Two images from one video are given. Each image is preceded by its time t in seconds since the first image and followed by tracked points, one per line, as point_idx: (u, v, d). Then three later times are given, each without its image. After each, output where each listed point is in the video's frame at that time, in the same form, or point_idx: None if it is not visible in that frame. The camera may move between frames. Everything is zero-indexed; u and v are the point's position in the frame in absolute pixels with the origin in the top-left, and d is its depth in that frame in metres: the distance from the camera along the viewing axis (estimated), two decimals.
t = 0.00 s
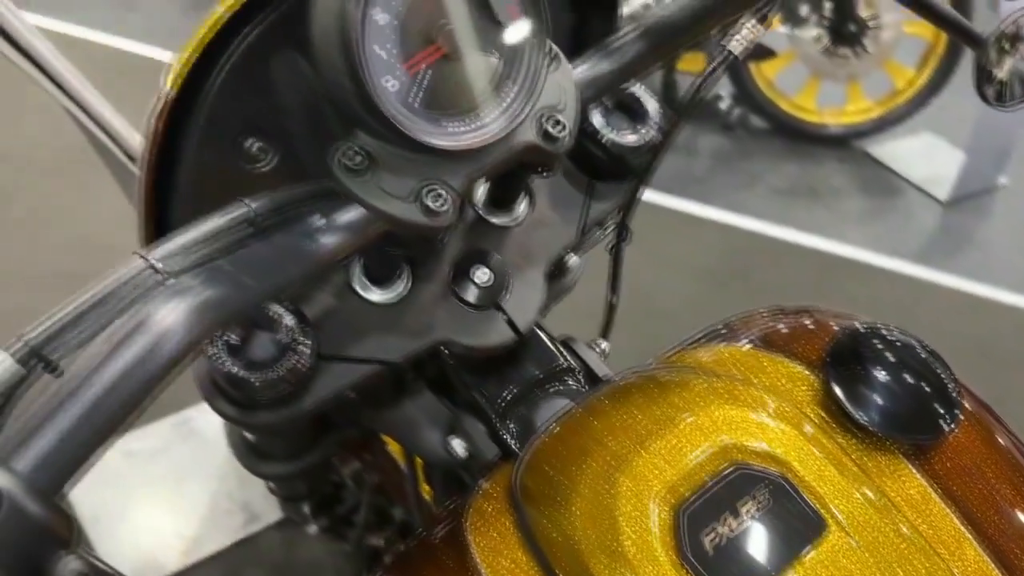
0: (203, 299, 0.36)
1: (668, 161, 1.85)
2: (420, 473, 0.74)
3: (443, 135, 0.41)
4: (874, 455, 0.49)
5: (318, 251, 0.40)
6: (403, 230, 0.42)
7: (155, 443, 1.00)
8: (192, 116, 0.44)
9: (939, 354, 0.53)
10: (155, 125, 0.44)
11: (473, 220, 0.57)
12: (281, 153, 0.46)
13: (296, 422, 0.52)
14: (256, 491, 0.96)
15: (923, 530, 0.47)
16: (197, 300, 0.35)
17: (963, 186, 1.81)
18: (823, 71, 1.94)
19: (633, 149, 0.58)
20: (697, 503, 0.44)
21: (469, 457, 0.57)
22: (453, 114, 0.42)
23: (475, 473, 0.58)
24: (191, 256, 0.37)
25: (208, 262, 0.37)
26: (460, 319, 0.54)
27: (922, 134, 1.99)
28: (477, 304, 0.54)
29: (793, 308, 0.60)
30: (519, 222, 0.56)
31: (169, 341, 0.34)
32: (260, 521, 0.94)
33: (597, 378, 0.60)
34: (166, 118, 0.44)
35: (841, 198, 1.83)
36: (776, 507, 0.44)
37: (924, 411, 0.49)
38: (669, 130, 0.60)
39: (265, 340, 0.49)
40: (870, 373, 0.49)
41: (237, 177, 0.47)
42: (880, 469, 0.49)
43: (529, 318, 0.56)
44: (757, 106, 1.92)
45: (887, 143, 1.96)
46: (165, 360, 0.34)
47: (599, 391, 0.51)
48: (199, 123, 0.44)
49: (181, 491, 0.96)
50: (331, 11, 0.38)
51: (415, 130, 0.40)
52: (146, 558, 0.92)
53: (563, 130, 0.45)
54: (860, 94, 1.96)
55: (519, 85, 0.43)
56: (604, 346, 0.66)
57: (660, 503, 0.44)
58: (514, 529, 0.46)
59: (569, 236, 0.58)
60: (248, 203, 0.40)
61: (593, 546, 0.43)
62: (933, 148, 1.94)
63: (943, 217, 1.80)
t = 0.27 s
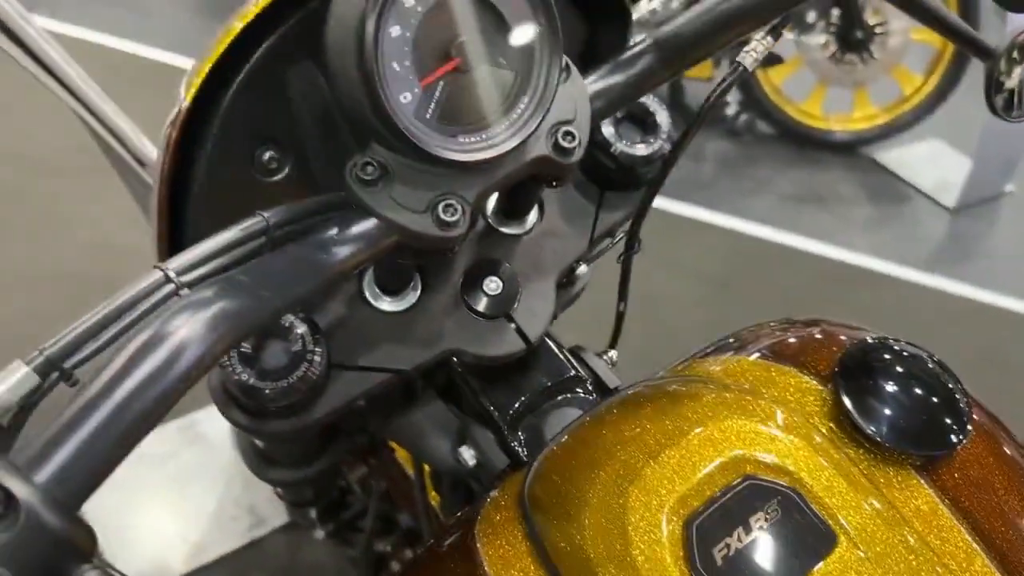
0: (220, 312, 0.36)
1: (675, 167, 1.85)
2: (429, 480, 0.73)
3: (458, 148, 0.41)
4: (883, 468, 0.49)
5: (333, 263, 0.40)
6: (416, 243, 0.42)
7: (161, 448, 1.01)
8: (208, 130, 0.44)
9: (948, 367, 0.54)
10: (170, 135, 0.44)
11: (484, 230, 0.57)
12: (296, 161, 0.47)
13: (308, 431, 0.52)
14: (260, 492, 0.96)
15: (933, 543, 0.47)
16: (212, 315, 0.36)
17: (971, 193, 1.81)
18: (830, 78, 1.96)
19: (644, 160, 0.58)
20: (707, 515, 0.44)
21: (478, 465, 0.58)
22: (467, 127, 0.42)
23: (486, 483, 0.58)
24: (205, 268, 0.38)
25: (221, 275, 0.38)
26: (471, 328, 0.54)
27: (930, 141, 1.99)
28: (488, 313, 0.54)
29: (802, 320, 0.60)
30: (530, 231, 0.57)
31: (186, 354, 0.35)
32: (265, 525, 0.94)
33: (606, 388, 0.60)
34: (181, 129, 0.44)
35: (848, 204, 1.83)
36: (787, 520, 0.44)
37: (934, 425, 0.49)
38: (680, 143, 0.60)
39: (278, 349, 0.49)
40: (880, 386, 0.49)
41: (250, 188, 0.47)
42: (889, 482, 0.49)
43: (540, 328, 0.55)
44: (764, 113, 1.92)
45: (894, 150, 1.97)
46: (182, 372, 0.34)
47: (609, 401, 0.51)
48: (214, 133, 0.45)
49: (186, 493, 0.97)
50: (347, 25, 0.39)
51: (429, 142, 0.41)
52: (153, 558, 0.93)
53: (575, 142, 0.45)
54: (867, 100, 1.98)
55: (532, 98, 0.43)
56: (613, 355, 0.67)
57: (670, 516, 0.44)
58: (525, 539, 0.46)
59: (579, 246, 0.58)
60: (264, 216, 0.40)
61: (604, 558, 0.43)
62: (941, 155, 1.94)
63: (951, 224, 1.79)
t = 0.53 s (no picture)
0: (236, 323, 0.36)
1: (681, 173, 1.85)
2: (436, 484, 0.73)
3: (473, 161, 0.42)
4: (893, 480, 0.49)
5: (346, 273, 0.41)
6: (429, 254, 0.43)
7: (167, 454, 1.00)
8: (225, 140, 0.45)
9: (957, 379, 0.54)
10: (187, 146, 0.45)
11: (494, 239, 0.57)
12: (310, 172, 0.47)
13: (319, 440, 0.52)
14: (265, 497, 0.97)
15: (942, 555, 0.48)
16: (229, 326, 0.36)
17: (978, 200, 1.82)
18: (837, 84, 1.96)
19: (655, 172, 0.59)
20: (719, 527, 0.44)
21: (488, 474, 0.58)
22: (482, 140, 0.43)
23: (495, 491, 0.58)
24: (221, 278, 0.38)
25: (238, 283, 0.38)
26: (481, 339, 0.55)
27: (937, 147, 1.99)
28: (497, 322, 0.55)
29: (810, 330, 0.61)
30: (540, 242, 0.56)
31: (204, 365, 0.35)
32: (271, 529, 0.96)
33: (614, 397, 0.60)
34: (199, 139, 0.45)
35: (855, 210, 1.83)
36: (798, 532, 0.44)
37: (943, 437, 0.49)
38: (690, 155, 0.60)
39: (290, 358, 0.49)
40: (890, 398, 0.50)
41: (264, 198, 0.47)
42: (898, 494, 0.49)
43: (549, 337, 0.56)
44: (771, 119, 1.92)
45: (901, 156, 1.97)
46: (200, 385, 0.35)
47: (619, 412, 0.51)
48: (229, 144, 0.45)
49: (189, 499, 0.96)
50: (360, 40, 0.39)
51: (442, 155, 0.41)
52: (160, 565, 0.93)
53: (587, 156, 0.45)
54: (874, 107, 1.98)
55: (543, 111, 0.44)
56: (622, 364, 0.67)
57: (682, 526, 0.44)
58: (535, 549, 0.46)
59: (589, 256, 0.58)
60: (280, 226, 0.41)
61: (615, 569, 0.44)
62: (948, 161, 1.95)
63: (957, 230, 1.80)
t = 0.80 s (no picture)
0: (254, 335, 0.37)
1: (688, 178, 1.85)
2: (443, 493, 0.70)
3: (487, 172, 0.42)
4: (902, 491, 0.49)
5: (359, 284, 0.41)
6: (441, 264, 0.43)
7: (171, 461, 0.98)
8: (240, 150, 0.45)
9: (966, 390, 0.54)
10: (203, 157, 0.45)
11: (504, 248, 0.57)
12: (323, 181, 0.47)
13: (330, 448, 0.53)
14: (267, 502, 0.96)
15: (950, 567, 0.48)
16: (244, 337, 0.36)
17: (984, 207, 1.83)
18: (844, 90, 1.97)
19: (665, 181, 0.59)
20: (728, 539, 0.44)
21: (497, 481, 0.58)
22: (496, 152, 0.43)
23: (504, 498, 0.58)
24: (237, 289, 0.38)
25: (255, 296, 0.38)
26: (492, 348, 0.55)
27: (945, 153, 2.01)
28: (507, 330, 0.54)
29: (819, 341, 0.61)
30: (550, 250, 0.57)
31: (221, 377, 0.35)
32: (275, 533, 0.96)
33: (625, 408, 0.60)
34: (214, 150, 0.45)
35: (861, 216, 1.84)
36: (807, 544, 0.44)
37: (952, 450, 0.49)
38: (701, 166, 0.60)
39: (302, 367, 0.49)
40: (899, 410, 0.50)
41: (277, 208, 0.47)
42: (907, 505, 0.49)
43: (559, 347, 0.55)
44: (778, 124, 1.92)
45: (907, 162, 1.98)
46: (217, 396, 0.35)
47: (628, 421, 0.51)
48: (243, 155, 0.45)
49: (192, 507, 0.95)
50: (378, 53, 0.39)
51: (457, 168, 0.41)
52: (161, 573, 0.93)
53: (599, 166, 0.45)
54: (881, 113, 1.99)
55: (557, 123, 0.44)
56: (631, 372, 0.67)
57: (691, 538, 0.44)
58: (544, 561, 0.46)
59: (599, 265, 0.59)
60: (293, 236, 0.41)
61: None
62: (954, 168, 1.95)
63: (963, 236, 1.81)
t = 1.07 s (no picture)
0: (267, 344, 0.36)
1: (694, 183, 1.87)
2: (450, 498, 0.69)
3: (499, 182, 0.42)
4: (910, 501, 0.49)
5: (371, 292, 0.41)
6: (452, 273, 0.43)
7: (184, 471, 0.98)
8: (252, 159, 0.45)
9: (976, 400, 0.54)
10: (216, 166, 0.45)
11: (514, 256, 0.57)
12: (334, 188, 0.48)
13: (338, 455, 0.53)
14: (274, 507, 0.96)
15: None
16: (259, 346, 0.36)
17: (991, 213, 1.86)
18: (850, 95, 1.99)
19: (674, 189, 0.59)
20: (736, 548, 0.44)
21: (505, 489, 0.58)
22: (507, 162, 0.43)
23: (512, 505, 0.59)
24: (248, 297, 0.39)
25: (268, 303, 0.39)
26: (501, 355, 0.55)
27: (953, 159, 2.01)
28: (515, 338, 0.55)
29: (827, 349, 0.61)
30: (557, 258, 0.58)
31: (236, 387, 0.35)
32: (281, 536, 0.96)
33: (633, 416, 0.60)
34: (227, 158, 0.45)
35: (868, 221, 1.86)
36: (815, 553, 0.44)
37: (960, 460, 0.49)
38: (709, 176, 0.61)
39: (312, 373, 0.50)
40: (907, 419, 0.50)
41: (289, 216, 0.48)
42: (915, 515, 0.49)
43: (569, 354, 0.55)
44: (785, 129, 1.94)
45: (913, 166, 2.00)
46: (231, 407, 0.35)
47: (637, 429, 0.51)
48: (255, 163, 0.46)
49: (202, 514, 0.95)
50: (391, 64, 0.40)
51: (469, 177, 0.41)
52: None
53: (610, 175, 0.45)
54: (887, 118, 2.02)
55: (569, 132, 0.44)
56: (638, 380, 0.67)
57: (700, 547, 0.44)
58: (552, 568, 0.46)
59: (608, 273, 0.59)
60: (305, 245, 0.42)
61: None
62: (961, 173, 1.97)
63: (970, 242, 1.84)
